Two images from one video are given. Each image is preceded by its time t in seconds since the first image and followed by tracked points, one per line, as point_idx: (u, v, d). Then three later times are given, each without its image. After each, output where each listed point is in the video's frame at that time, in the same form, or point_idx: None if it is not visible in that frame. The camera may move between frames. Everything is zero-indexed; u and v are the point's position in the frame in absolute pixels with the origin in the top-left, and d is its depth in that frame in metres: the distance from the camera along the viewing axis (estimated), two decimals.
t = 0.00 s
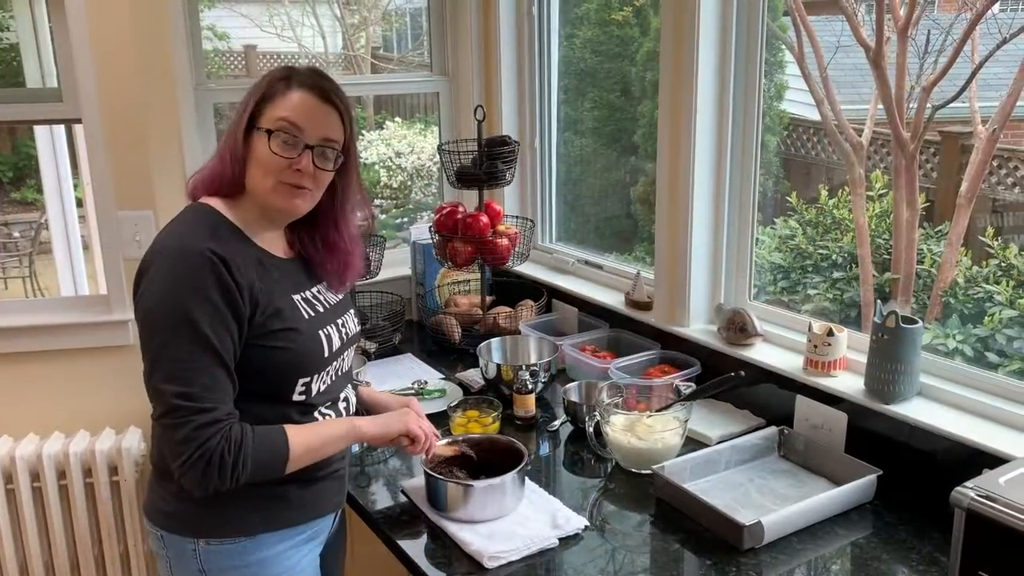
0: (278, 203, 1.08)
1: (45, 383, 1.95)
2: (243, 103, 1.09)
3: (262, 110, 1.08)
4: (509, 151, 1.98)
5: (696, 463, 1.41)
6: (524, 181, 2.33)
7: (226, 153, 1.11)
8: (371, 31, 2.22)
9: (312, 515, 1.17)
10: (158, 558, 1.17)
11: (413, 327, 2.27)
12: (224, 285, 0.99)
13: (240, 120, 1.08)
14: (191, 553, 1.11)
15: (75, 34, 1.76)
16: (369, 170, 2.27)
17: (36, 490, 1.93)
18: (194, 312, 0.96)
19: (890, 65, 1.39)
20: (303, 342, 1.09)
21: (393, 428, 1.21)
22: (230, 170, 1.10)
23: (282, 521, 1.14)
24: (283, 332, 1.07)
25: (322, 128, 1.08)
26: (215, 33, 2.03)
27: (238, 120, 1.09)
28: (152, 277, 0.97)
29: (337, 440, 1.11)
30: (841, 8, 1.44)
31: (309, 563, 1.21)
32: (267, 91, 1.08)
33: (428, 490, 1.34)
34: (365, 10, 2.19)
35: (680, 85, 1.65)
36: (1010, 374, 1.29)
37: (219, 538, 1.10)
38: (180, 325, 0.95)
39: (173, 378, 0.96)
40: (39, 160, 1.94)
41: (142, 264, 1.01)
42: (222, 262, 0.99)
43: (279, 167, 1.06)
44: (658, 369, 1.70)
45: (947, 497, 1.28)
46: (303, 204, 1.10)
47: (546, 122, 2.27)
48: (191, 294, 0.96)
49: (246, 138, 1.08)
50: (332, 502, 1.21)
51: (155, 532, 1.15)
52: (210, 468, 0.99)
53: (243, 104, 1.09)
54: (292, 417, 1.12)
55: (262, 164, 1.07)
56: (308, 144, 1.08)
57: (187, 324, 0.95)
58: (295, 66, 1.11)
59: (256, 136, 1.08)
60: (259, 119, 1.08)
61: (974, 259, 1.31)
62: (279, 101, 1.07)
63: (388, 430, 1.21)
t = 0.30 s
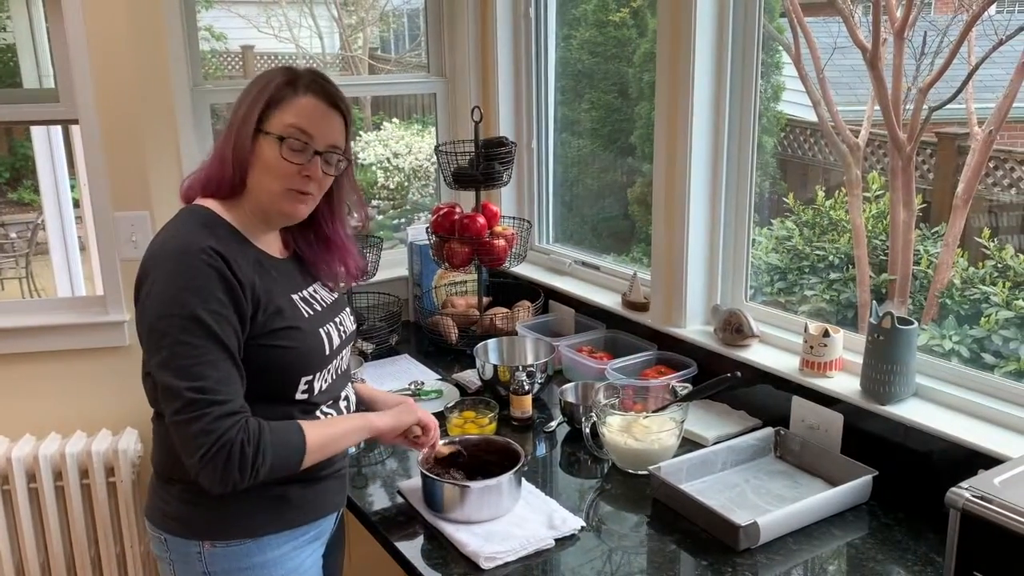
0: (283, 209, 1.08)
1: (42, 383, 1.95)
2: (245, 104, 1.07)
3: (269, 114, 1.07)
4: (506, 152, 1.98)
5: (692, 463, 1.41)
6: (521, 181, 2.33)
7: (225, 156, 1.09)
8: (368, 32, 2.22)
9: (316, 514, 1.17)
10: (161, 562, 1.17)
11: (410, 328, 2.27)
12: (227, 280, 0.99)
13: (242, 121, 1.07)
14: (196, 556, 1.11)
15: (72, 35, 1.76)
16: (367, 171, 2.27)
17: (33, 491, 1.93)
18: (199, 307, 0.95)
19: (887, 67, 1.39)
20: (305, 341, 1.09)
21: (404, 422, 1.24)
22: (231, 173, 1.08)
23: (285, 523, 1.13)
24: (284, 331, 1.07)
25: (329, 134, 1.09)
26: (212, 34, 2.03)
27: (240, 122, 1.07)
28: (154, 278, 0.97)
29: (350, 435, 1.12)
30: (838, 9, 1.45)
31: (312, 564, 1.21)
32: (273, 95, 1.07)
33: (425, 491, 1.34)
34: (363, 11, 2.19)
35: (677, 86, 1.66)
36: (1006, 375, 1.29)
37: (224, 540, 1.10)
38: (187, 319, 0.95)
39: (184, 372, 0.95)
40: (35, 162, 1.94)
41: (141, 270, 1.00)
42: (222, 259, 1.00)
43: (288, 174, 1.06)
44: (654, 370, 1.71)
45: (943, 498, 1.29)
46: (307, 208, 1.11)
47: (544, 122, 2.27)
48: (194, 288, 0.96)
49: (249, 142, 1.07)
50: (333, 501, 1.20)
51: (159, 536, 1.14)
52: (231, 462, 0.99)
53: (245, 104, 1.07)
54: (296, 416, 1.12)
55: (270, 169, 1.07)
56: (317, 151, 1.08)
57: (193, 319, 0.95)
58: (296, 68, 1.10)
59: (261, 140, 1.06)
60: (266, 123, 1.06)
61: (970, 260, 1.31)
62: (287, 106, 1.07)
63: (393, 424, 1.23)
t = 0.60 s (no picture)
0: (296, 215, 1.11)
1: (37, 383, 1.94)
2: (269, 117, 1.03)
3: (301, 132, 1.05)
4: (502, 152, 1.97)
5: (688, 463, 1.42)
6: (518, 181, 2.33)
7: (242, 167, 1.04)
8: (364, 32, 2.22)
9: (316, 513, 1.16)
10: (161, 563, 1.16)
11: (406, 328, 2.27)
12: (242, 250, 1.02)
13: (268, 137, 1.03)
14: (197, 557, 1.11)
15: (69, 38, 1.76)
16: (364, 171, 2.27)
17: (27, 491, 1.93)
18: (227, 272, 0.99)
19: (882, 67, 1.40)
20: (310, 329, 1.12)
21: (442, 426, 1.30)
22: (250, 182, 1.05)
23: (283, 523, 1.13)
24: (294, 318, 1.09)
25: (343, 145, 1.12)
26: (208, 33, 2.03)
27: (265, 136, 1.03)
28: (173, 268, 0.98)
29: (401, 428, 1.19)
30: (833, 9, 1.45)
31: (312, 564, 1.20)
32: (304, 113, 1.05)
33: (421, 491, 1.34)
34: (360, 11, 2.19)
35: (673, 86, 1.66)
36: (1001, 375, 1.30)
37: (225, 541, 1.10)
38: (224, 284, 0.98)
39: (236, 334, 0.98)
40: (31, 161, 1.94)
41: (149, 276, 1.00)
42: (228, 234, 1.02)
43: (313, 186, 1.09)
44: (650, 370, 1.71)
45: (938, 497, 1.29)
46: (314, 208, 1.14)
47: (540, 123, 2.27)
48: (218, 258, 0.99)
49: (278, 158, 1.04)
50: (333, 499, 1.19)
51: (159, 538, 1.14)
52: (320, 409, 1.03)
53: (268, 116, 1.03)
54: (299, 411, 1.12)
55: (297, 184, 1.07)
56: (337, 164, 1.11)
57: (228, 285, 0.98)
58: (307, 73, 1.07)
59: (289, 157, 1.05)
60: (297, 141, 1.05)
61: (966, 260, 1.32)
62: (317, 124, 1.06)
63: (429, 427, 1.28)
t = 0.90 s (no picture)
0: (290, 210, 1.11)
1: (30, 382, 1.93)
2: (268, 112, 1.03)
3: (300, 128, 1.05)
4: (498, 151, 1.97)
5: (683, 462, 1.42)
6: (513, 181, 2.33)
7: (240, 160, 1.04)
8: (360, 31, 2.22)
9: (311, 510, 1.15)
10: (157, 563, 1.16)
11: (401, 327, 2.27)
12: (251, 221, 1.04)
13: (267, 132, 1.03)
14: (193, 555, 1.11)
15: (63, 37, 1.75)
16: (359, 169, 2.27)
17: (22, 490, 1.92)
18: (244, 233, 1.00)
19: (877, 66, 1.40)
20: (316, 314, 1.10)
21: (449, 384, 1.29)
22: (247, 175, 1.05)
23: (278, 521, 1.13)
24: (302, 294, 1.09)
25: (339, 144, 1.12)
26: (203, 32, 2.03)
27: (264, 129, 1.03)
28: (191, 246, 0.99)
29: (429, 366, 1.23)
30: (829, 9, 1.45)
31: (308, 561, 1.20)
32: (304, 108, 1.05)
33: (416, 489, 1.34)
34: (355, 10, 2.19)
35: (668, 85, 1.66)
36: (995, 373, 1.30)
37: (221, 539, 1.09)
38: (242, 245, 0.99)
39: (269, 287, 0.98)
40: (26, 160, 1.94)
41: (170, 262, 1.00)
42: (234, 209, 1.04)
43: (307, 182, 1.09)
44: (645, 368, 1.71)
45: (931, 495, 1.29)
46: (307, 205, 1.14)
47: (536, 122, 2.27)
48: (231, 223, 1.00)
49: (275, 152, 1.04)
50: (328, 497, 1.19)
51: (154, 537, 1.14)
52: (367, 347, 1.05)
53: (267, 111, 1.03)
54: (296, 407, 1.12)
55: (293, 179, 1.07)
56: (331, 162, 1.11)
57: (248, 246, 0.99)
58: (307, 71, 1.08)
59: (286, 153, 1.05)
60: (294, 136, 1.05)
61: (960, 260, 1.32)
62: (314, 121, 1.06)
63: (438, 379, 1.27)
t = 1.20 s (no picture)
0: (283, 207, 1.11)
1: (25, 381, 1.93)
2: (259, 109, 1.03)
3: (291, 124, 1.05)
4: (493, 149, 1.97)
5: (677, 459, 1.42)
6: (509, 179, 2.33)
7: (232, 156, 1.04)
8: (355, 29, 2.21)
9: (312, 503, 1.15)
10: (157, 559, 1.16)
11: (397, 325, 2.27)
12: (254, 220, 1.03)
13: (258, 128, 1.03)
14: (195, 550, 1.10)
15: (58, 35, 1.75)
16: (355, 168, 2.27)
17: (16, 489, 1.92)
18: (242, 228, 0.99)
19: (872, 65, 1.40)
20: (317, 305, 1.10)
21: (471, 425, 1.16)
22: (239, 171, 1.05)
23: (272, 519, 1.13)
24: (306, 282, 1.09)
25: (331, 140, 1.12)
26: (198, 29, 2.02)
27: (255, 125, 1.03)
28: (189, 235, 0.99)
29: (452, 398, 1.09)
30: (824, 8, 1.45)
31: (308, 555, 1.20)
32: (295, 105, 1.05)
33: (411, 487, 1.34)
34: (351, 8, 2.19)
35: (663, 83, 1.66)
36: (990, 371, 1.31)
37: (223, 533, 1.09)
38: (240, 240, 0.98)
39: (262, 286, 0.96)
40: (20, 158, 1.93)
41: (166, 249, 1.00)
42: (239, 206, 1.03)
43: (300, 179, 1.09)
44: (640, 366, 1.71)
45: (925, 492, 1.30)
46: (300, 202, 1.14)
47: (532, 120, 2.27)
48: (231, 218, 0.99)
49: (267, 149, 1.04)
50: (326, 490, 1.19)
51: (156, 533, 1.13)
52: (353, 353, 0.98)
53: (258, 107, 1.03)
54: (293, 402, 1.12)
55: (285, 176, 1.07)
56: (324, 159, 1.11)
57: (246, 241, 0.98)
58: (299, 68, 1.08)
59: (278, 149, 1.05)
60: (285, 132, 1.04)
61: (954, 258, 1.33)
62: (305, 117, 1.06)
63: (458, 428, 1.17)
